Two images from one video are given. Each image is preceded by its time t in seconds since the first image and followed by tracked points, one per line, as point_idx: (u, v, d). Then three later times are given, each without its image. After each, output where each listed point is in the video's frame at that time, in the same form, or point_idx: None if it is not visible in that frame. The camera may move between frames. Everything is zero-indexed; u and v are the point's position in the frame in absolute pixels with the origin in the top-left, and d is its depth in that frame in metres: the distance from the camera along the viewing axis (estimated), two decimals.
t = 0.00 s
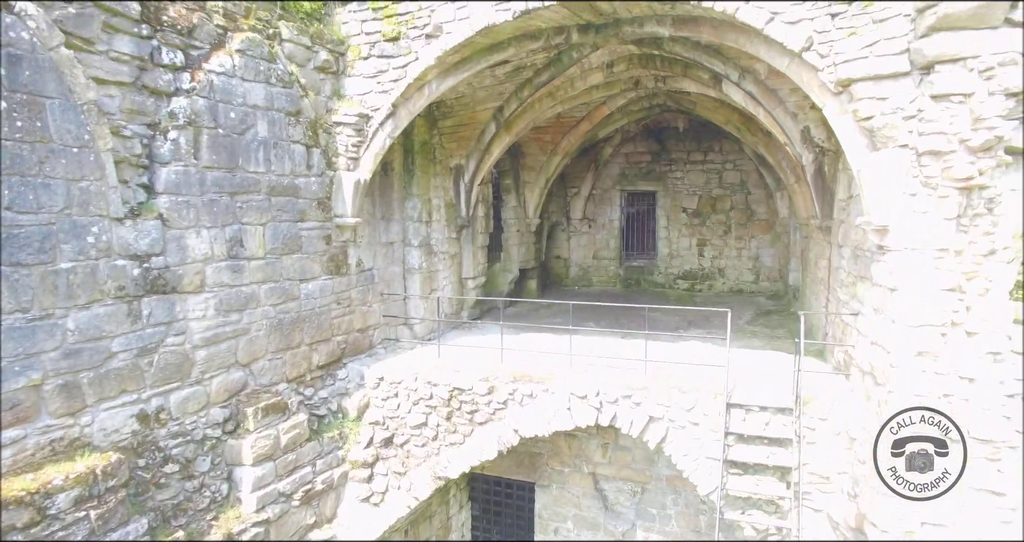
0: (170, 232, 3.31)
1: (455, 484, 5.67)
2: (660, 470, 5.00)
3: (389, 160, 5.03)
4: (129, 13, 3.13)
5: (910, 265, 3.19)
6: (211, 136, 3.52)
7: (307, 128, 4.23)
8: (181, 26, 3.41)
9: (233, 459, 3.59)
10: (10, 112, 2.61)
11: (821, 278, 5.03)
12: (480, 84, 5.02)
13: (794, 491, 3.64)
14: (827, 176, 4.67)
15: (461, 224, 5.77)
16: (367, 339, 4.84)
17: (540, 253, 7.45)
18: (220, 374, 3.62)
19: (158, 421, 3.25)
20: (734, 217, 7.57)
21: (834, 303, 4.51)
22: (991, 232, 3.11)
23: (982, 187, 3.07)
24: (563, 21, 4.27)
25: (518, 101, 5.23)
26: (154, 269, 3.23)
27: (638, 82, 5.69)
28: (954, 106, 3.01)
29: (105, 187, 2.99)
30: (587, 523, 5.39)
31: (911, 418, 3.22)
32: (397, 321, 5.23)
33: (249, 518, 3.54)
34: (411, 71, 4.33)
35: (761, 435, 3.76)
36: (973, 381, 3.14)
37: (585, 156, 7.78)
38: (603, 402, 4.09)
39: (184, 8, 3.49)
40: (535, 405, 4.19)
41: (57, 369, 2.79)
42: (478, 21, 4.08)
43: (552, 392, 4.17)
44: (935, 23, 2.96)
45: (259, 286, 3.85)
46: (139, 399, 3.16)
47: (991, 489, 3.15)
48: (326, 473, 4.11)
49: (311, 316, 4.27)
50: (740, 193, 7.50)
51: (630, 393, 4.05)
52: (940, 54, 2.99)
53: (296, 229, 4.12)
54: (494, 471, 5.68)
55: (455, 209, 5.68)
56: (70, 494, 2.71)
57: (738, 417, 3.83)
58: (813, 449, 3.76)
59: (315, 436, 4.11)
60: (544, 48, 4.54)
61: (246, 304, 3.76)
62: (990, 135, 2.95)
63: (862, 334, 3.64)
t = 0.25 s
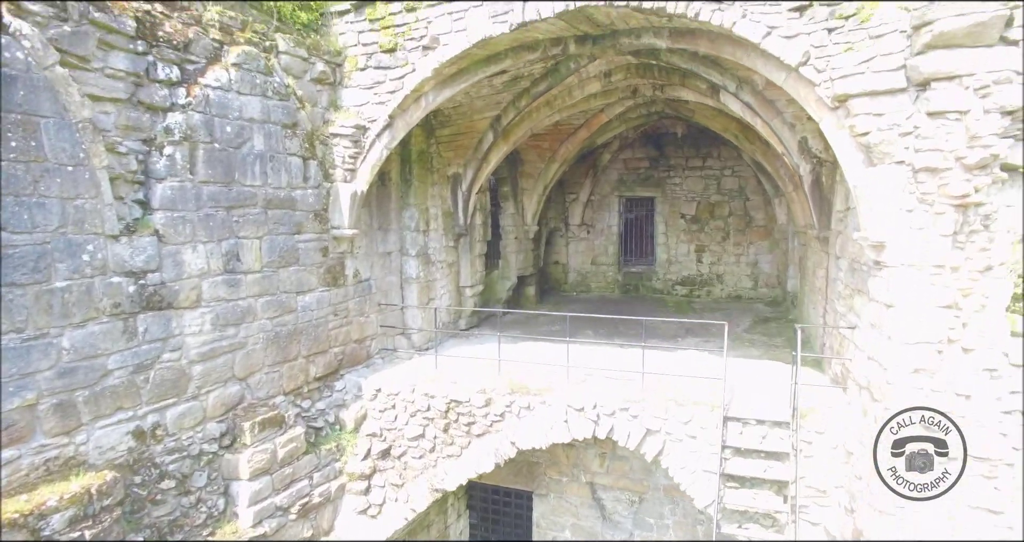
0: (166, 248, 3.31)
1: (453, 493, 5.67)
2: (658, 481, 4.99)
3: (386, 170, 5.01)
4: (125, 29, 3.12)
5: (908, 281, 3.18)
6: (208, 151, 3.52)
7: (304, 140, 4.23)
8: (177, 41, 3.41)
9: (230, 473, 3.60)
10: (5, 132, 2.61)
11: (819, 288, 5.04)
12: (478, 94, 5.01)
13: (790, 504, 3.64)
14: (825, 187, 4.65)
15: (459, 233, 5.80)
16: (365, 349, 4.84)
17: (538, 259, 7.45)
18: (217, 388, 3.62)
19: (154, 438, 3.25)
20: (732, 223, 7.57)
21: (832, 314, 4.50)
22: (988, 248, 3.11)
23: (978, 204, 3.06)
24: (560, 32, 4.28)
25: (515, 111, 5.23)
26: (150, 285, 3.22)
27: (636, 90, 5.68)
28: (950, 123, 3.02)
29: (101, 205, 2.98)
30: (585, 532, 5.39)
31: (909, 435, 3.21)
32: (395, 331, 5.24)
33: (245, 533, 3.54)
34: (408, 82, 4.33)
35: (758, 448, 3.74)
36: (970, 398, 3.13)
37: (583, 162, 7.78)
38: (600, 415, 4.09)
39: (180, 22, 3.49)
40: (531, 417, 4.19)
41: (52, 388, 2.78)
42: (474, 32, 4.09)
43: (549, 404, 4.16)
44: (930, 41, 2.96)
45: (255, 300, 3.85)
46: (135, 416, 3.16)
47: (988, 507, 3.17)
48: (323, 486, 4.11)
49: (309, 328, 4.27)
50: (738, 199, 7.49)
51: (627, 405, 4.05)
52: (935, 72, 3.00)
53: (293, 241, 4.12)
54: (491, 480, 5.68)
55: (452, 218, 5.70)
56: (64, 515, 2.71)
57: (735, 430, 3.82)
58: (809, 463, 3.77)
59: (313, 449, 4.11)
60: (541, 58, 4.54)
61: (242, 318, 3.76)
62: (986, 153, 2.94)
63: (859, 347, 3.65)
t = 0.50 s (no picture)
0: (163, 264, 3.30)
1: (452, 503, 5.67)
2: (656, 491, 4.98)
3: (384, 180, 4.99)
4: (121, 46, 3.11)
5: (908, 298, 3.16)
6: (204, 166, 3.51)
7: (302, 153, 4.21)
8: (173, 56, 3.39)
9: (227, 489, 3.58)
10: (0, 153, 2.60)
11: (818, 299, 5.03)
12: (476, 105, 4.99)
13: (789, 519, 3.63)
14: (824, 198, 4.63)
15: (457, 242, 5.79)
16: (363, 361, 4.83)
17: (537, 266, 7.45)
18: (214, 404, 3.61)
19: (151, 455, 3.25)
20: (731, 229, 7.56)
21: (831, 326, 4.49)
22: (987, 265, 3.10)
23: (978, 222, 3.06)
24: (558, 44, 4.27)
25: (514, 120, 5.21)
26: (147, 303, 3.21)
27: (635, 99, 5.67)
28: (949, 141, 3.01)
29: (97, 223, 2.97)
30: None
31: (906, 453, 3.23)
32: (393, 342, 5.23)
33: None
34: (406, 95, 4.32)
35: (756, 463, 3.72)
36: (967, 417, 3.15)
37: (582, 168, 7.77)
38: (598, 428, 4.08)
39: (177, 37, 3.47)
40: (530, 430, 4.18)
41: (48, 409, 2.78)
42: (473, 45, 4.09)
43: (548, 417, 4.15)
44: (929, 58, 2.98)
45: (253, 314, 3.84)
46: (131, 434, 3.15)
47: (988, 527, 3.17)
48: (321, 500, 4.11)
49: (306, 341, 4.26)
50: (738, 205, 7.48)
51: (625, 419, 4.04)
52: (935, 89, 3.00)
53: (290, 255, 4.11)
54: (490, 490, 5.68)
55: (451, 227, 5.69)
56: (59, 537, 2.70)
57: (734, 444, 3.79)
58: (808, 478, 3.76)
59: (311, 463, 4.10)
60: (539, 70, 4.53)
61: (239, 333, 3.75)
62: (985, 171, 2.94)
63: (858, 362, 3.65)
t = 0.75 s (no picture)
0: (163, 282, 3.30)
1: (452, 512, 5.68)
2: (656, 502, 4.98)
3: (384, 192, 4.99)
4: (120, 64, 3.11)
5: (905, 316, 3.18)
6: (204, 182, 3.50)
7: (301, 166, 4.21)
8: (173, 73, 3.39)
9: (227, 504, 3.59)
10: None
11: (818, 310, 5.03)
12: (476, 116, 4.99)
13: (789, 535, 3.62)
14: (823, 210, 4.64)
15: (457, 251, 5.80)
16: (363, 372, 4.84)
17: (536, 273, 7.45)
18: (215, 419, 3.61)
19: (150, 473, 3.25)
20: (731, 236, 7.55)
21: (831, 338, 4.49)
22: (987, 284, 3.11)
23: (977, 241, 3.07)
24: (558, 57, 4.26)
25: (514, 131, 5.21)
26: (146, 321, 3.21)
27: (634, 108, 5.66)
28: (949, 160, 3.01)
29: (96, 243, 2.97)
30: None
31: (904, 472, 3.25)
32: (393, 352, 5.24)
33: None
34: (405, 107, 4.32)
35: (755, 477, 3.72)
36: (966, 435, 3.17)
37: (581, 174, 7.77)
38: (597, 442, 4.08)
39: (176, 54, 3.47)
40: (529, 443, 4.19)
41: (47, 430, 2.78)
42: (472, 58, 4.09)
43: (547, 430, 4.16)
44: (929, 78, 2.98)
45: (253, 329, 3.85)
46: (131, 452, 3.15)
47: None
48: (321, 513, 4.11)
49: (306, 355, 4.26)
50: (737, 212, 7.48)
51: (624, 432, 4.04)
52: (934, 109, 2.99)
53: (290, 268, 4.11)
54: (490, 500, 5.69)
55: (450, 236, 5.70)
56: None
57: (734, 458, 3.80)
58: (807, 493, 3.75)
59: (311, 476, 4.10)
60: (539, 82, 4.52)
61: (239, 349, 3.75)
62: (985, 192, 2.94)
63: (858, 378, 3.64)
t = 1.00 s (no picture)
0: (165, 300, 3.32)
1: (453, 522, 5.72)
2: (656, 512, 4.98)
3: (385, 204, 5.00)
4: (122, 85, 3.12)
5: (902, 334, 3.20)
6: (205, 200, 3.52)
7: (302, 181, 4.23)
8: (174, 91, 3.40)
9: (229, 519, 3.60)
10: (3, 200, 2.61)
11: (817, 321, 5.05)
12: (476, 129, 5.01)
13: None
14: (822, 222, 4.65)
15: (457, 261, 5.83)
16: (363, 384, 4.86)
17: (536, 280, 7.48)
18: (216, 434, 3.64)
19: (152, 489, 3.27)
20: (730, 243, 7.58)
21: (829, 351, 4.51)
22: (983, 302, 3.13)
23: (974, 261, 3.09)
24: (558, 71, 4.28)
25: (514, 142, 5.23)
26: (148, 339, 3.23)
27: (634, 118, 5.68)
28: (946, 181, 3.03)
29: (99, 263, 2.99)
30: None
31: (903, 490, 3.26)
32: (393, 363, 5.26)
33: None
34: (406, 121, 4.33)
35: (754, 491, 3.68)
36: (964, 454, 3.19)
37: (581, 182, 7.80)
38: (597, 455, 4.10)
39: (178, 72, 3.49)
40: (529, 456, 4.21)
41: (50, 450, 2.80)
42: (472, 73, 4.11)
43: (548, 443, 4.18)
44: (926, 99, 3.01)
45: (254, 344, 3.87)
46: (133, 470, 3.17)
47: None
48: (323, 526, 4.12)
49: (307, 368, 4.28)
50: (737, 219, 7.49)
51: (624, 445, 4.06)
52: (931, 130, 3.03)
53: (291, 282, 4.13)
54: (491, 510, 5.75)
55: (450, 246, 5.73)
56: None
57: (732, 472, 3.78)
58: (806, 508, 3.68)
59: (312, 489, 4.12)
60: (539, 95, 4.54)
61: (240, 364, 3.77)
62: (981, 213, 2.96)
63: (855, 393, 3.67)
